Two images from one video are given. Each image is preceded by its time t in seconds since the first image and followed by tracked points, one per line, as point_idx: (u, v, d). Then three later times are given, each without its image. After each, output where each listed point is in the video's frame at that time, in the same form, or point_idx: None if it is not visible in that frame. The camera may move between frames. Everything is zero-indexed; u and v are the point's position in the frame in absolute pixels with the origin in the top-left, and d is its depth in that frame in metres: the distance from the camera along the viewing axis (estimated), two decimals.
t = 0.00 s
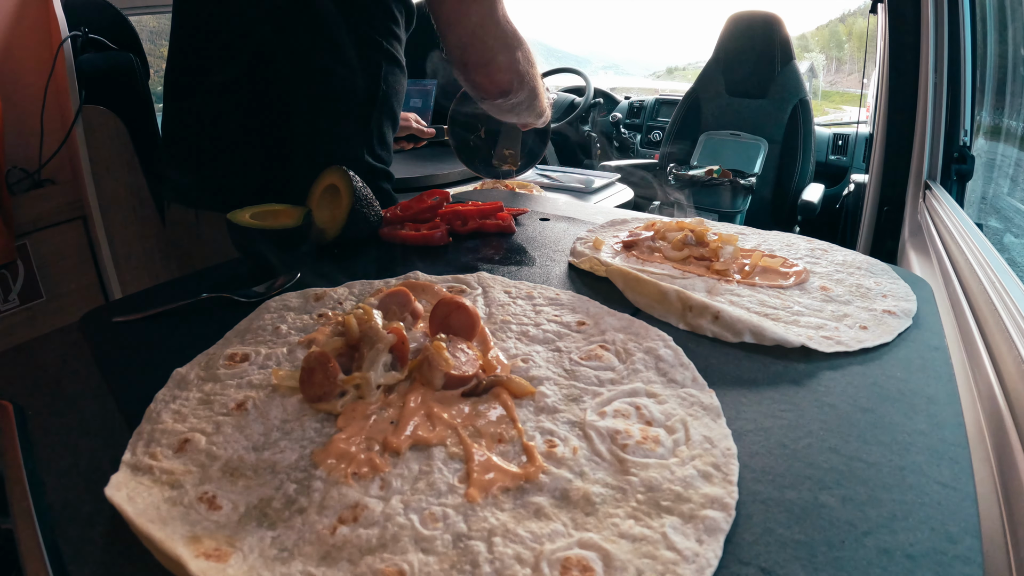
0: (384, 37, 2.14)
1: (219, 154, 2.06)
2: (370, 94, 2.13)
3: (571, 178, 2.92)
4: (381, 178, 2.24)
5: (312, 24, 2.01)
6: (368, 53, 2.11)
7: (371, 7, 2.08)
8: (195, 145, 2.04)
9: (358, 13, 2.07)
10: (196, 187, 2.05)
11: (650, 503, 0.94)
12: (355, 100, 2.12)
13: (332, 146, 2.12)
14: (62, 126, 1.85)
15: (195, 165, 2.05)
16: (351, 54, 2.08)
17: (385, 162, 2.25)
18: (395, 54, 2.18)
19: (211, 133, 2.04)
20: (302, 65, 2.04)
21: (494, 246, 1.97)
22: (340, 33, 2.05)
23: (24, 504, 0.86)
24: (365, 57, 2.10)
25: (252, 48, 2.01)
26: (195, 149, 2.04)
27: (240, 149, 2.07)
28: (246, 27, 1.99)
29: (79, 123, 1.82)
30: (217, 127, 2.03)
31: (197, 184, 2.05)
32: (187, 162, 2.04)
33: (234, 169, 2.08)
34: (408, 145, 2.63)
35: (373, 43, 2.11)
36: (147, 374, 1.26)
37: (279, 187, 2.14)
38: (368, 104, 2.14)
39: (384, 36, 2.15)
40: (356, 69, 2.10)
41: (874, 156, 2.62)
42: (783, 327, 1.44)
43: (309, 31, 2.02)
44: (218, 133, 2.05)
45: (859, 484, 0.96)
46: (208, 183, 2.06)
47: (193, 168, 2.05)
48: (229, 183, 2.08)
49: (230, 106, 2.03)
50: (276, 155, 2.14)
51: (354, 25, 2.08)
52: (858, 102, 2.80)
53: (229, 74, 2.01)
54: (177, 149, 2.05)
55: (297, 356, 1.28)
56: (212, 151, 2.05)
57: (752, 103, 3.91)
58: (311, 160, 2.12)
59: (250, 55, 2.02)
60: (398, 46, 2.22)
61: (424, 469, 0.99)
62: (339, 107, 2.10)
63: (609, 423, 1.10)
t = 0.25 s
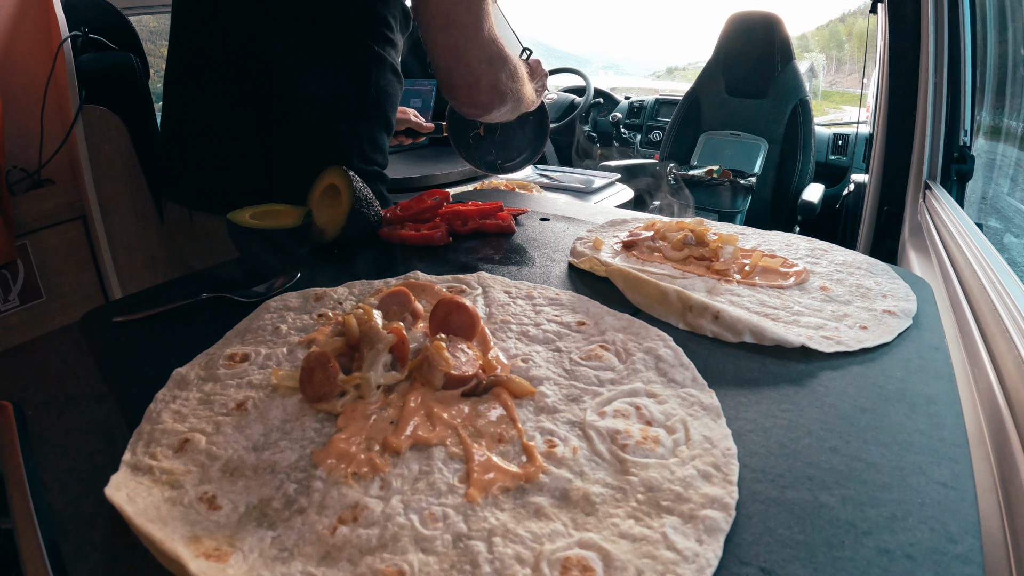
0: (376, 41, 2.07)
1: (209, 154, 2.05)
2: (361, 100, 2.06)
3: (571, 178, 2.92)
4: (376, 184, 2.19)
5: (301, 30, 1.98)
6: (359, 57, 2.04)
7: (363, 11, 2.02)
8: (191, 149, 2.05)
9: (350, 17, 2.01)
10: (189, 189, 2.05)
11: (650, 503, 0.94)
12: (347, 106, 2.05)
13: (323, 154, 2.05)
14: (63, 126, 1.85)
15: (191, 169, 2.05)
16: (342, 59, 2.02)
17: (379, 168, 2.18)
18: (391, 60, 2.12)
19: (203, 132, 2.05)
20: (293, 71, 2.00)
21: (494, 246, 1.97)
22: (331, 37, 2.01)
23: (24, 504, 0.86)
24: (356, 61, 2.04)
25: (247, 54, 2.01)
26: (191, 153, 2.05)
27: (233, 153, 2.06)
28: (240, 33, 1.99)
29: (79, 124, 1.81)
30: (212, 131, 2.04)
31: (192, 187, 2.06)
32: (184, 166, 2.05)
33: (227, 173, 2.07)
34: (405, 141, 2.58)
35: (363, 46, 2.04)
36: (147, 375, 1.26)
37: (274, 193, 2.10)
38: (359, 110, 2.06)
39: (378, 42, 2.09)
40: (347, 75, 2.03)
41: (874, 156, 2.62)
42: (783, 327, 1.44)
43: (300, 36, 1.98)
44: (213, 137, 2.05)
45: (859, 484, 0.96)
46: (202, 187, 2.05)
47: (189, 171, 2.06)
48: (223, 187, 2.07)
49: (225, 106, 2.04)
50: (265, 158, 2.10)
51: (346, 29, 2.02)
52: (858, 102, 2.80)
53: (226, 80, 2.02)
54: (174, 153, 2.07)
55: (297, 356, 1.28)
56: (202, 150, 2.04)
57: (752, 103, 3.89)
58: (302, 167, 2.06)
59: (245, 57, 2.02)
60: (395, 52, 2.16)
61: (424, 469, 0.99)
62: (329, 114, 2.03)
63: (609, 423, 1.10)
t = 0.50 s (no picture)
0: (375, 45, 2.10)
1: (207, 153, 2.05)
2: (361, 101, 2.09)
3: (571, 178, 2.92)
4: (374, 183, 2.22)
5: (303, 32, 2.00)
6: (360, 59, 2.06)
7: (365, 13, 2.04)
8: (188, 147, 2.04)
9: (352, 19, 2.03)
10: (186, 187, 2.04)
11: (650, 503, 0.94)
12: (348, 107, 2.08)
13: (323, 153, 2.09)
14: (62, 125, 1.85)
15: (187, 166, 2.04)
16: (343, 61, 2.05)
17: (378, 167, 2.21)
18: (390, 62, 2.15)
19: (201, 130, 2.04)
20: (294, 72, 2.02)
21: (494, 246, 1.97)
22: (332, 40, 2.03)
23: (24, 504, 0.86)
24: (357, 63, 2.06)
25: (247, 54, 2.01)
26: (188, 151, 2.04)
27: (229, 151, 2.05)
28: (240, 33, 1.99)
29: (79, 123, 1.82)
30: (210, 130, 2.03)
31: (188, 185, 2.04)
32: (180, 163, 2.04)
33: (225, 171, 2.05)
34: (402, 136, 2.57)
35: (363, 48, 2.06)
36: (147, 374, 1.26)
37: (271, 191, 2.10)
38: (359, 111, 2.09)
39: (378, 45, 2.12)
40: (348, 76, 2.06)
41: (874, 156, 2.62)
42: (783, 327, 1.44)
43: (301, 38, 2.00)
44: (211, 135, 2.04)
45: (859, 484, 0.96)
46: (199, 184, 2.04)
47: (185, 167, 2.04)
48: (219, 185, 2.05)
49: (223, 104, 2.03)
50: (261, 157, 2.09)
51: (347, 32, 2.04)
52: (858, 102, 2.80)
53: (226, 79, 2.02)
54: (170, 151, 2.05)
55: (297, 356, 1.28)
56: (199, 148, 2.03)
57: (752, 104, 3.90)
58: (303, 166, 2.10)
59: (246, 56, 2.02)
60: (393, 56, 2.19)
61: (424, 469, 0.99)
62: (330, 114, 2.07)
63: (609, 423, 1.10)
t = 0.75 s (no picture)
0: (376, 45, 2.10)
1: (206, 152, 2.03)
2: (362, 101, 2.09)
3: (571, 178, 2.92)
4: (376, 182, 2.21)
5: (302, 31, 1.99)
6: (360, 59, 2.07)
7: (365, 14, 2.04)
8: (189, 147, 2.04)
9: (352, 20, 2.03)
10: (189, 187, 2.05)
11: (650, 503, 0.94)
12: (348, 107, 2.08)
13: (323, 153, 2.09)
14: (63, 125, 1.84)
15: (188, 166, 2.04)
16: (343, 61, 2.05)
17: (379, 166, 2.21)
18: (390, 63, 2.16)
19: (201, 129, 2.02)
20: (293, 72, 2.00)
21: (494, 246, 1.98)
22: (332, 40, 2.02)
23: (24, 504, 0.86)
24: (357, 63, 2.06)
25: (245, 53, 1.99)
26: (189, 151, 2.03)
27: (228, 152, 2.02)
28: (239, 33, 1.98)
29: (79, 123, 1.81)
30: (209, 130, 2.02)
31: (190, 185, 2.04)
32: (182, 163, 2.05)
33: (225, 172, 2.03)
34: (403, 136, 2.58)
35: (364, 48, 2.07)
36: (147, 374, 1.26)
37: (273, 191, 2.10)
38: (360, 110, 2.09)
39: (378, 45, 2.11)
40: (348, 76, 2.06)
41: (874, 156, 2.62)
42: (783, 327, 1.44)
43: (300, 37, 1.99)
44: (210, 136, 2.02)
45: (859, 484, 0.96)
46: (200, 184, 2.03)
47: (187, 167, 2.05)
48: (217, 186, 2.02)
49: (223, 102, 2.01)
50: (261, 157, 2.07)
51: (348, 32, 2.04)
52: (858, 102, 2.80)
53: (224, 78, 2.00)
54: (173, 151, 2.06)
55: (297, 356, 1.28)
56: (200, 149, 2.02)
57: (753, 104, 3.89)
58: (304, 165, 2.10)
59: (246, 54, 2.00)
60: (393, 56, 2.19)
61: (424, 469, 0.99)
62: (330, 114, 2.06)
63: (609, 423, 1.10)
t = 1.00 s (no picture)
0: (376, 46, 2.11)
1: (207, 151, 2.03)
2: (362, 101, 2.10)
3: (571, 178, 2.93)
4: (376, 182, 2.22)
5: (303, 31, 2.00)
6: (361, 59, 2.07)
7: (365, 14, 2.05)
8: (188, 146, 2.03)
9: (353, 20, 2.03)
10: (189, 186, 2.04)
11: (650, 503, 0.94)
12: (348, 107, 2.08)
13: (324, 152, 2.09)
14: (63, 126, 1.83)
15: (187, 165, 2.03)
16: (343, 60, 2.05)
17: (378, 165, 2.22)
18: (390, 63, 2.17)
19: (201, 128, 2.02)
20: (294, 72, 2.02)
21: (494, 246, 1.98)
22: (333, 39, 2.03)
23: (23, 503, 0.86)
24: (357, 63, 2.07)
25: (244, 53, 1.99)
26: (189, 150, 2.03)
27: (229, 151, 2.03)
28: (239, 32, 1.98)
29: (78, 123, 1.80)
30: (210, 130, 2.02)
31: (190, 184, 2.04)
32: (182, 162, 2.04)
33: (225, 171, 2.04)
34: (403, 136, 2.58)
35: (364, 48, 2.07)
36: (147, 374, 1.26)
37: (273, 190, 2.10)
38: (359, 110, 2.09)
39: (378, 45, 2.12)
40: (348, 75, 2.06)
41: (874, 156, 2.62)
42: (783, 327, 1.44)
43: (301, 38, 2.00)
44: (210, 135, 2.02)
45: (859, 484, 0.96)
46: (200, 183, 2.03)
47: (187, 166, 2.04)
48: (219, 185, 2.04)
49: (225, 101, 2.01)
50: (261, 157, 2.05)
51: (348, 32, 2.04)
52: (858, 102, 2.81)
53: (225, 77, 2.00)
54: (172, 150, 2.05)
55: (297, 356, 1.28)
56: (200, 148, 2.02)
57: (752, 104, 3.89)
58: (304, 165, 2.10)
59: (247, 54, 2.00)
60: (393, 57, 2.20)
61: (424, 469, 0.99)
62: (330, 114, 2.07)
63: (609, 423, 1.10)
